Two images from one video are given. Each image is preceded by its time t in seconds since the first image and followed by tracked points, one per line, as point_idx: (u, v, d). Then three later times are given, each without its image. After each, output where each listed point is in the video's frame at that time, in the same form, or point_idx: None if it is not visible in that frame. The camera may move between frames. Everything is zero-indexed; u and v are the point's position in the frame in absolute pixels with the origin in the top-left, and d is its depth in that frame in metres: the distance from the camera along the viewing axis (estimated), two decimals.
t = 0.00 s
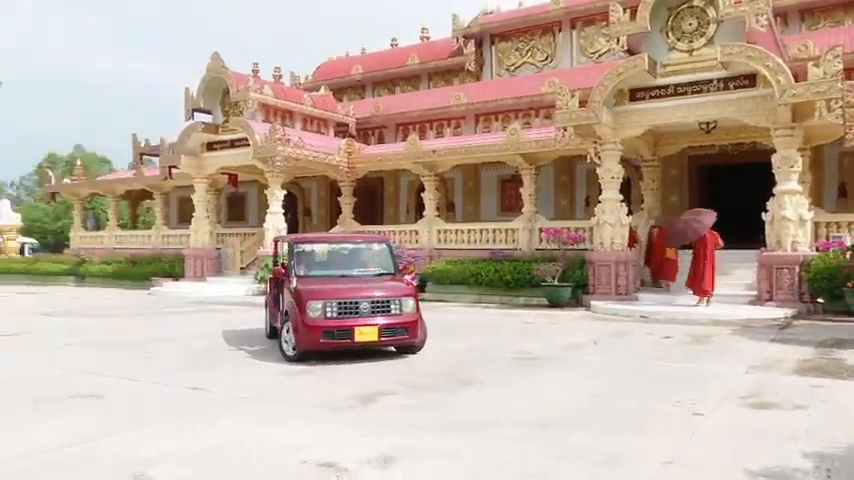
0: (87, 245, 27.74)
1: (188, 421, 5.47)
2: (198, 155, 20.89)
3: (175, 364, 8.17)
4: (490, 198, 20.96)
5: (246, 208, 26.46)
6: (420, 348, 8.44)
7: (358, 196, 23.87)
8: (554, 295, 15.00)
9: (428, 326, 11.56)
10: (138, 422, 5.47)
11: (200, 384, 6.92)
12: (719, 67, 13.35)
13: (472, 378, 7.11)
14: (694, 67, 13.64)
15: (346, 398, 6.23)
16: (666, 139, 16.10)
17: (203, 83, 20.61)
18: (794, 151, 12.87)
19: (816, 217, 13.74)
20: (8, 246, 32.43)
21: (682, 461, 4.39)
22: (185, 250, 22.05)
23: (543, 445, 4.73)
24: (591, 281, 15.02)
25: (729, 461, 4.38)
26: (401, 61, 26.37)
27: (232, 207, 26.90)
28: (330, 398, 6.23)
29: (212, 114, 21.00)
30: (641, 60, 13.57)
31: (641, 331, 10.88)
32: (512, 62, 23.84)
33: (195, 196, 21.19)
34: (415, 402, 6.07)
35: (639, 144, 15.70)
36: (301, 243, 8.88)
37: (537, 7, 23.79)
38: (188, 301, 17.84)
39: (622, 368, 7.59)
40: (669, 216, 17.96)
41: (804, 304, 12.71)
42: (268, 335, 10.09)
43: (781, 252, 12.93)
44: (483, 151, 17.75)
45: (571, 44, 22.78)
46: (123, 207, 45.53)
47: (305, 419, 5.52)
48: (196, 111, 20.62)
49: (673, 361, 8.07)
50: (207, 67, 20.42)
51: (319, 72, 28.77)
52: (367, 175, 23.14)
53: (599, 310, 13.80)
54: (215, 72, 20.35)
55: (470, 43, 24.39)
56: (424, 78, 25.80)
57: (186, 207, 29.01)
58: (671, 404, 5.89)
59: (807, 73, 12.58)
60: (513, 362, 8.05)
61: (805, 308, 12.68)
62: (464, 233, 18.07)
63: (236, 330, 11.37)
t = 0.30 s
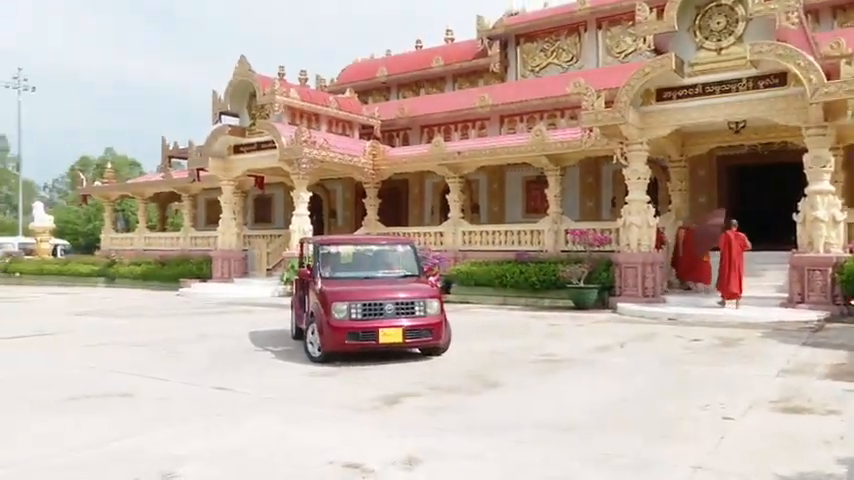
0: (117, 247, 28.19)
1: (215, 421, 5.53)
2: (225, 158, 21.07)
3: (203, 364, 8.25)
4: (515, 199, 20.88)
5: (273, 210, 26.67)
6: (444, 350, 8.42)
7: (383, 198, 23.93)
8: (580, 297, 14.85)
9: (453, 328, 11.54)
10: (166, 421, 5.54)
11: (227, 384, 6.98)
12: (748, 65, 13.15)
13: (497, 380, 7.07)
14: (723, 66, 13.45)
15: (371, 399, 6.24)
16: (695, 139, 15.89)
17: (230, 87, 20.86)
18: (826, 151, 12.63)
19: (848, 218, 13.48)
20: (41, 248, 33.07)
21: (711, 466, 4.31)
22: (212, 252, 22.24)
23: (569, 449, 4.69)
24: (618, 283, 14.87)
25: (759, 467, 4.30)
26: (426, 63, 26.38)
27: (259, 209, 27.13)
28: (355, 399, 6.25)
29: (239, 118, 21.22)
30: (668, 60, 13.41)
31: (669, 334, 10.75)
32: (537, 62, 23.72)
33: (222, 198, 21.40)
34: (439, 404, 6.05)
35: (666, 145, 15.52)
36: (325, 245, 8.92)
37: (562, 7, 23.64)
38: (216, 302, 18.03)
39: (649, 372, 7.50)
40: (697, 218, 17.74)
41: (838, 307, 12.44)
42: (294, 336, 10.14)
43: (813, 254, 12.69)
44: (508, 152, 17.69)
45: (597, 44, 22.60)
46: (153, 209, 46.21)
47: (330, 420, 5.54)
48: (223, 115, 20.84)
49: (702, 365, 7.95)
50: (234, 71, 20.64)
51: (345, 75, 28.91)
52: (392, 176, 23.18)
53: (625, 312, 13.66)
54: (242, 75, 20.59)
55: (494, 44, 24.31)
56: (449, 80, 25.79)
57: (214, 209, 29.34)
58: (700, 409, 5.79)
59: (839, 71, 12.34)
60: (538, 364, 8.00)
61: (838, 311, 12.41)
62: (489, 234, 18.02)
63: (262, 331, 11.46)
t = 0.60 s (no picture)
0: (149, 250, 28.63)
1: (246, 422, 5.57)
2: (254, 162, 21.28)
3: (233, 366, 8.32)
4: (543, 202, 20.75)
5: (301, 214, 26.87)
6: (472, 353, 8.38)
7: (410, 201, 23.96)
8: (609, 301, 14.68)
9: (481, 332, 11.49)
10: (197, 422, 5.59)
11: (257, 386, 7.03)
12: (781, 65, 12.91)
13: (525, 384, 7.03)
14: (756, 66, 13.22)
15: (399, 402, 6.24)
16: (726, 140, 15.66)
17: (259, 92, 21.12)
18: None
19: None
20: (76, 251, 33.73)
21: (745, 473, 4.23)
22: (242, 255, 22.48)
23: (600, 454, 4.63)
24: (648, 286, 14.67)
25: (796, 474, 4.20)
26: (453, 67, 26.38)
27: (287, 212, 27.35)
28: (383, 402, 6.25)
29: (268, 122, 21.45)
30: (699, 60, 13.22)
31: (700, 338, 10.58)
32: (564, 65, 23.59)
33: (251, 202, 21.59)
34: (468, 407, 6.03)
35: (697, 146, 15.30)
36: (353, 249, 8.95)
37: (590, 8, 23.47)
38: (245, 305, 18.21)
39: (680, 376, 7.40)
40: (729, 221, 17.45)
41: None
42: (322, 339, 10.18)
43: (849, 257, 12.40)
44: (535, 155, 17.59)
45: (625, 45, 22.39)
46: (183, 213, 46.87)
47: (359, 422, 5.55)
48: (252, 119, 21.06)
49: (735, 370, 7.81)
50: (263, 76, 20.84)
51: (372, 79, 29.04)
52: (420, 180, 23.21)
53: (655, 317, 13.48)
54: (271, 81, 20.84)
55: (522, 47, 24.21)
56: (476, 83, 25.76)
57: (243, 213, 29.66)
58: (734, 415, 5.69)
59: None
60: (567, 369, 7.93)
61: None
62: (516, 237, 17.94)
63: (291, 333, 11.53)
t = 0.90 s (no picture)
0: (171, 254, 28.91)
1: (265, 425, 5.60)
2: (274, 167, 21.43)
3: (253, 369, 8.37)
4: (562, 205, 20.66)
5: (320, 218, 26.99)
6: (490, 357, 8.34)
7: (429, 204, 23.97)
8: (629, 305, 14.55)
9: (500, 335, 11.45)
10: (217, 425, 5.62)
11: (276, 389, 7.07)
12: (805, 66, 12.73)
13: (545, 388, 6.98)
14: (779, 67, 13.06)
15: (418, 406, 6.24)
16: (749, 142, 15.49)
17: (279, 96, 21.34)
18: None
19: None
20: (99, 255, 34.16)
21: None
22: (262, 258, 22.63)
23: (621, 460, 4.58)
24: (669, 290, 14.55)
25: None
26: (472, 70, 26.36)
27: (307, 216, 27.49)
28: (402, 406, 6.26)
29: (288, 127, 21.63)
30: (721, 62, 13.07)
31: (722, 343, 10.45)
32: (584, 67, 23.48)
33: (271, 205, 21.73)
34: (487, 412, 5.99)
35: (718, 149, 15.14)
36: (372, 253, 8.96)
37: (610, 11, 23.32)
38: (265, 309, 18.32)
39: (702, 381, 7.31)
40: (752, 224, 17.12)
41: None
42: (341, 342, 10.22)
43: None
44: (555, 158, 17.48)
45: (645, 47, 22.22)
46: (204, 218, 47.32)
47: (378, 426, 5.54)
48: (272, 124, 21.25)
49: (758, 375, 7.70)
50: (283, 81, 21.08)
51: (391, 83, 29.11)
52: (438, 183, 23.20)
53: (676, 321, 13.36)
54: (291, 85, 21.03)
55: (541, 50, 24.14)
56: (494, 87, 25.72)
57: (264, 217, 29.86)
58: (757, 421, 5.60)
59: None
60: (588, 373, 7.87)
61: None
62: (535, 241, 17.88)
63: (310, 337, 11.56)
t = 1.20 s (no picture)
0: (188, 257, 29.13)
1: (282, 427, 5.61)
2: (290, 170, 21.53)
3: (269, 371, 8.40)
4: (579, 207, 20.56)
5: (336, 220, 27.07)
6: (506, 360, 8.31)
7: (445, 207, 23.97)
8: (646, 308, 14.44)
9: (516, 338, 11.42)
10: (234, 427, 5.64)
11: (293, 391, 7.09)
12: (825, 66, 12.59)
13: (561, 392, 6.94)
14: (798, 68, 12.93)
15: (433, 408, 6.23)
16: (768, 143, 15.33)
17: (295, 100, 21.45)
18: None
19: None
20: (118, 257, 34.50)
21: None
22: (278, 261, 22.73)
23: (638, 464, 4.54)
24: (687, 293, 14.41)
25: None
26: (487, 72, 26.34)
27: (323, 219, 27.59)
28: (417, 408, 6.25)
29: (304, 130, 21.74)
30: (740, 62, 12.96)
31: (741, 346, 10.35)
32: (600, 69, 23.38)
33: (287, 208, 21.83)
34: (503, 414, 5.98)
35: (737, 150, 14.99)
36: (388, 255, 8.97)
37: (627, 11, 23.20)
38: (282, 311, 18.40)
39: (720, 385, 7.23)
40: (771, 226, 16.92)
41: None
42: (357, 344, 10.23)
43: None
44: (571, 160, 17.40)
45: (663, 48, 22.07)
46: (221, 220, 47.68)
47: (394, 428, 5.54)
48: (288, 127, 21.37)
49: (777, 378, 7.61)
50: (299, 84, 21.19)
51: (406, 86, 29.17)
52: (454, 186, 23.19)
53: (694, 324, 13.23)
54: (307, 89, 21.13)
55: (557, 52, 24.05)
56: (510, 89, 25.68)
57: (280, 220, 30.02)
58: (777, 425, 5.53)
59: None
60: (604, 376, 7.82)
61: None
62: (552, 243, 17.82)
63: (326, 339, 11.60)
